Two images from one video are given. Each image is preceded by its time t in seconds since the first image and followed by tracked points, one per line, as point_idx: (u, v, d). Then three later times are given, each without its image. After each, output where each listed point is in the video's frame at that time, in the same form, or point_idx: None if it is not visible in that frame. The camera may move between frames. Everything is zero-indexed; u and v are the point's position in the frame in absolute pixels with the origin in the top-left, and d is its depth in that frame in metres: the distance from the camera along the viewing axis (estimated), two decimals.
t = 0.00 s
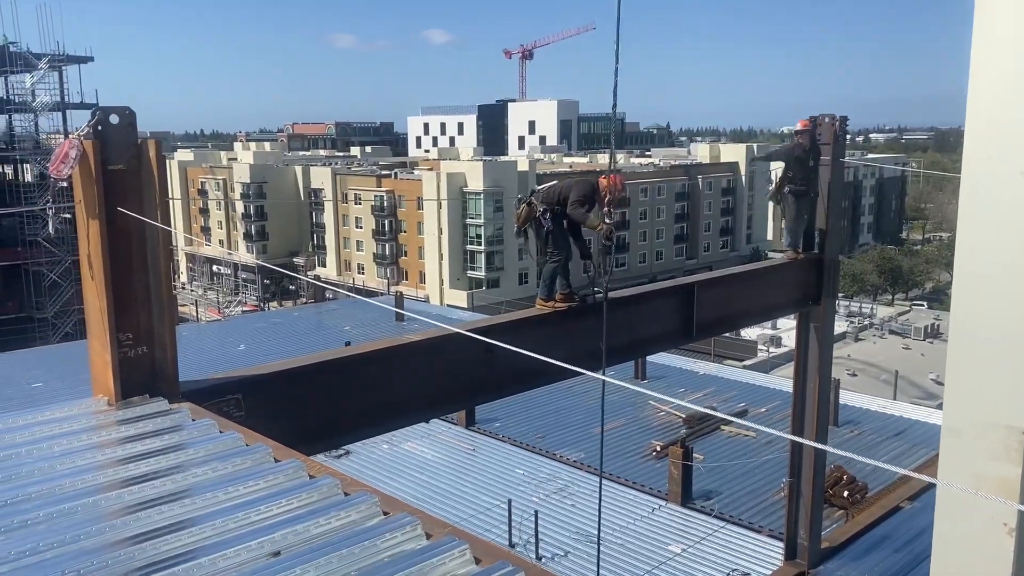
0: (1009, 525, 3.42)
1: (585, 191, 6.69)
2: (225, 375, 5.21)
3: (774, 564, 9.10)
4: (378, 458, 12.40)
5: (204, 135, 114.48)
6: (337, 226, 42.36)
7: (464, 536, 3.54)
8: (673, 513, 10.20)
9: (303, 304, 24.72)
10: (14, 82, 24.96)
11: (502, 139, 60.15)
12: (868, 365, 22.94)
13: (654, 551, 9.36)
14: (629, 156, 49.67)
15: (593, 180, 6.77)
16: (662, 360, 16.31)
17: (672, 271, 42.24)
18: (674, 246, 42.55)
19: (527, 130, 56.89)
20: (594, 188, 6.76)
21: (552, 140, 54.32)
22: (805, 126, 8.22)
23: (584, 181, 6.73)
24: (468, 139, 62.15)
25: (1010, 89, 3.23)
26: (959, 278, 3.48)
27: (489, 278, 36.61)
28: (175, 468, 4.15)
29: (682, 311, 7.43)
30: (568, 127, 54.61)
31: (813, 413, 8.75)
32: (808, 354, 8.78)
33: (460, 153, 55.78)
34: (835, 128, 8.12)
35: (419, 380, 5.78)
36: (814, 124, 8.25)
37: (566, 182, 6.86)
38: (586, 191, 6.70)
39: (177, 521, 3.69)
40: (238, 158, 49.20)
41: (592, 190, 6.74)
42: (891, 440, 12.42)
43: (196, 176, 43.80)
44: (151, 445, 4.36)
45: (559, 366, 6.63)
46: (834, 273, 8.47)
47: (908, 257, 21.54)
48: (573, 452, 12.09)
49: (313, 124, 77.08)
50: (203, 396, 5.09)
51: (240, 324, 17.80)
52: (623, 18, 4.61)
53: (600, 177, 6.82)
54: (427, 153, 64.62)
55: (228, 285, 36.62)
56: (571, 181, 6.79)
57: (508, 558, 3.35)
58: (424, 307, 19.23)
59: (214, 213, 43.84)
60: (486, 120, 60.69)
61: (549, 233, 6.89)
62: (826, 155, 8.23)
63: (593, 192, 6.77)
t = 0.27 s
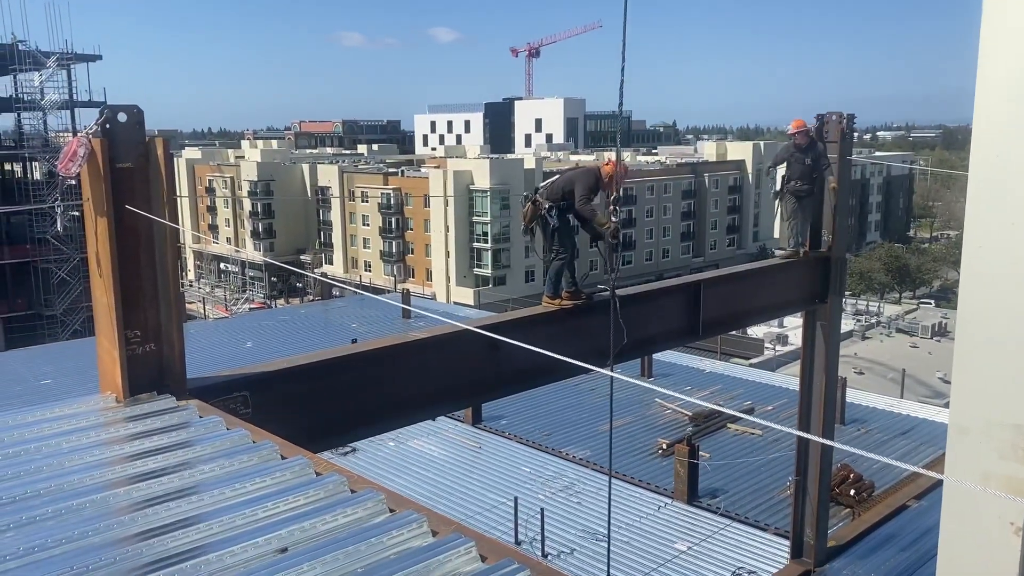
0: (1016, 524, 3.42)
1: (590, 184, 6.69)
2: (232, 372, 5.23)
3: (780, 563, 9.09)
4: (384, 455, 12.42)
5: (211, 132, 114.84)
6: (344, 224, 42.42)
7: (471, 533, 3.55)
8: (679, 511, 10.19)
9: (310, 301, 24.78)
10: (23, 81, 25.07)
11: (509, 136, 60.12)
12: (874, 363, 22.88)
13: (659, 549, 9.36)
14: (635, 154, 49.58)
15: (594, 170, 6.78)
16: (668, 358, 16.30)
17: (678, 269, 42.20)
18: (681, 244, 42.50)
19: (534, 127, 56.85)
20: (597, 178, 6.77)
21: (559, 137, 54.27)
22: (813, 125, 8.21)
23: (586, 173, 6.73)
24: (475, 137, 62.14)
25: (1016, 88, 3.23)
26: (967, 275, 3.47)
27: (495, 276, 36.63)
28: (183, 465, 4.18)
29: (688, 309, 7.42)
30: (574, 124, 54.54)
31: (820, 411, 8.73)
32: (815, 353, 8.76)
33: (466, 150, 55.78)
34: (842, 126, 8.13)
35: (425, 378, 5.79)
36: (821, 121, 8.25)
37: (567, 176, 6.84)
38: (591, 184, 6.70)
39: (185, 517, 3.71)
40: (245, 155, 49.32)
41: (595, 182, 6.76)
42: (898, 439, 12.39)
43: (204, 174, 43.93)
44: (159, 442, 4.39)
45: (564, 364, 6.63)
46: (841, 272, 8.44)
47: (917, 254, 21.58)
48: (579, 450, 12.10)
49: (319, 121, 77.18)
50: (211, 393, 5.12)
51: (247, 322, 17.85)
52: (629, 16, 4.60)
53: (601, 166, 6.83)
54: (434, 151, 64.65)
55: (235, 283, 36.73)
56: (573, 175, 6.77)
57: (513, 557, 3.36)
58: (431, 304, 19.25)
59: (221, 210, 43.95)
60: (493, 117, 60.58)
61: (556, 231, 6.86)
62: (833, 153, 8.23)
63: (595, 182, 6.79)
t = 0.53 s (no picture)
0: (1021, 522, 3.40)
1: (591, 180, 6.61)
2: (235, 369, 5.23)
3: (785, 561, 9.07)
4: (388, 453, 12.43)
5: (215, 132, 115.68)
6: (348, 222, 42.46)
7: (474, 531, 3.54)
8: (683, 509, 10.18)
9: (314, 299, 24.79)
10: (26, 79, 25.11)
11: (513, 135, 60.09)
12: (879, 362, 22.87)
13: (664, 548, 9.34)
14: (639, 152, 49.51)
15: (593, 163, 6.67)
16: (672, 356, 16.28)
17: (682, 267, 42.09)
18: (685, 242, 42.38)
19: (537, 126, 56.82)
20: (597, 171, 6.67)
21: (563, 136, 54.23)
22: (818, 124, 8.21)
23: (585, 169, 6.64)
24: (479, 135, 62.11)
25: (1021, 86, 3.21)
26: (973, 273, 3.45)
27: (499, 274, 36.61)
28: (186, 462, 4.17)
29: (691, 307, 7.41)
30: (578, 122, 54.47)
31: (824, 410, 8.70)
32: (819, 351, 8.73)
33: (470, 149, 55.75)
34: (847, 123, 8.08)
35: (428, 376, 5.79)
36: (826, 119, 8.23)
37: (567, 173, 6.77)
38: (591, 179, 6.62)
39: (189, 515, 3.71)
40: (249, 154, 49.37)
41: (596, 176, 6.66)
42: (903, 438, 12.36)
43: (208, 172, 44.04)
44: (163, 441, 4.39)
45: (567, 362, 6.61)
46: (846, 271, 8.40)
47: (922, 253, 21.58)
48: (583, 448, 12.09)
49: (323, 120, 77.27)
50: (214, 391, 5.11)
51: (251, 320, 17.87)
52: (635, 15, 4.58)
53: (600, 158, 6.71)
54: (437, 149, 64.62)
55: (239, 281, 36.77)
56: (572, 173, 6.70)
57: (518, 555, 3.35)
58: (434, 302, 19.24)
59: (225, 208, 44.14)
60: (497, 115, 60.41)
61: (561, 229, 6.87)
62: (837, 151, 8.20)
63: (596, 175, 6.69)
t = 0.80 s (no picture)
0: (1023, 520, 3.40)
1: (591, 179, 6.62)
2: (237, 368, 5.23)
3: (786, 560, 9.07)
4: (389, 452, 12.43)
5: (216, 131, 115.75)
6: (349, 221, 42.48)
7: (475, 530, 3.55)
8: (684, 508, 10.18)
9: (315, 298, 24.80)
10: (28, 78, 25.13)
11: (514, 134, 60.09)
12: (881, 360, 22.88)
13: (665, 546, 9.34)
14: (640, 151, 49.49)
15: (593, 162, 6.69)
16: (673, 355, 16.29)
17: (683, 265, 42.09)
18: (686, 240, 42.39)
19: (538, 124, 56.84)
20: (596, 170, 6.69)
21: (564, 134, 54.24)
22: (819, 122, 8.19)
23: (585, 169, 6.65)
24: (480, 133, 62.12)
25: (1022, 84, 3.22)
26: (974, 271, 3.45)
27: (500, 273, 36.61)
28: (188, 461, 4.18)
29: (693, 306, 7.40)
30: (579, 121, 54.48)
31: (825, 408, 8.69)
32: (820, 349, 8.73)
33: (471, 147, 55.74)
34: (849, 121, 8.06)
35: (429, 375, 5.79)
36: (827, 118, 8.21)
37: (566, 173, 6.77)
38: (591, 179, 6.63)
39: (191, 513, 3.72)
40: (250, 153, 49.39)
41: (596, 175, 6.68)
42: (904, 436, 12.36)
43: (209, 171, 44.07)
44: (164, 439, 4.39)
45: (568, 361, 6.61)
46: (847, 269, 8.40)
47: (923, 251, 21.57)
48: (584, 446, 12.09)
49: (324, 119, 77.34)
50: (215, 390, 5.11)
51: (252, 318, 17.89)
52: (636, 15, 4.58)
53: (600, 157, 6.73)
54: (439, 148, 64.61)
55: (240, 280, 36.79)
56: (572, 173, 6.70)
57: (519, 553, 3.35)
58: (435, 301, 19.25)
59: (226, 207, 44.17)
60: (498, 113, 60.34)
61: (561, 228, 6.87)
62: (838, 149, 8.18)
63: (596, 174, 6.71)
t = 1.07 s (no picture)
0: (1020, 518, 3.42)
1: (588, 173, 6.62)
2: (236, 367, 5.23)
3: (785, 558, 9.09)
4: (387, 451, 12.42)
5: (214, 130, 115.62)
6: (347, 220, 42.46)
7: (474, 528, 3.55)
8: (683, 506, 10.19)
9: (313, 297, 24.77)
10: (25, 78, 25.11)
11: (512, 133, 60.08)
12: (878, 358, 22.93)
13: (664, 545, 9.35)
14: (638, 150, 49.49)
15: (587, 155, 6.70)
16: (671, 353, 16.29)
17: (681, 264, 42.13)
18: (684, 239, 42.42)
19: (536, 124, 56.86)
20: (592, 163, 6.70)
21: (562, 133, 54.25)
22: (817, 121, 8.18)
23: (581, 163, 6.64)
24: (478, 132, 62.11)
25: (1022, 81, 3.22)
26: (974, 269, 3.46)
27: (498, 272, 36.60)
28: (187, 460, 4.18)
29: (692, 304, 7.40)
30: (577, 120, 54.50)
31: (824, 407, 8.70)
32: (818, 347, 8.74)
33: (469, 146, 55.73)
34: (847, 120, 8.05)
35: (428, 374, 5.80)
36: (825, 117, 8.20)
37: (563, 171, 6.77)
38: (588, 173, 6.64)
39: (189, 512, 3.71)
40: (248, 152, 49.35)
41: (593, 168, 6.69)
42: (902, 434, 12.37)
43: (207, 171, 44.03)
44: (163, 438, 4.39)
45: (566, 360, 6.61)
46: (845, 268, 8.42)
47: (921, 250, 21.60)
48: (583, 445, 12.09)
49: (322, 118, 77.30)
50: (214, 389, 5.11)
51: (250, 318, 17.87)
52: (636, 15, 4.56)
53: (593, 150, 6.74)
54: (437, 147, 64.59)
55: (238, 279, 36.76)
56: (568, 169, 6.70)
57: (519, 551, 3.36)
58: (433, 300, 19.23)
59: (224, 207, 44.12)
60: (496, 112, 60.32)
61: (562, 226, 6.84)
62: (837, 148, 8.18)
63: (592, 166, 6.72)
